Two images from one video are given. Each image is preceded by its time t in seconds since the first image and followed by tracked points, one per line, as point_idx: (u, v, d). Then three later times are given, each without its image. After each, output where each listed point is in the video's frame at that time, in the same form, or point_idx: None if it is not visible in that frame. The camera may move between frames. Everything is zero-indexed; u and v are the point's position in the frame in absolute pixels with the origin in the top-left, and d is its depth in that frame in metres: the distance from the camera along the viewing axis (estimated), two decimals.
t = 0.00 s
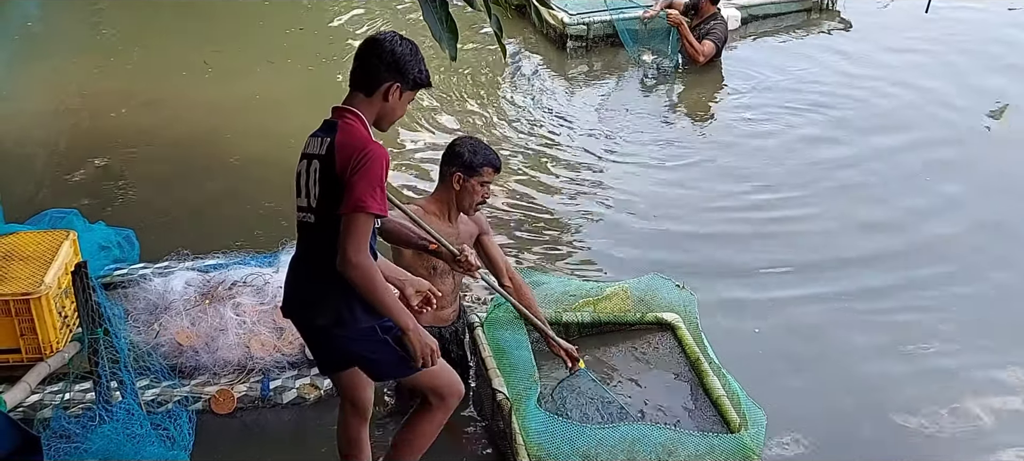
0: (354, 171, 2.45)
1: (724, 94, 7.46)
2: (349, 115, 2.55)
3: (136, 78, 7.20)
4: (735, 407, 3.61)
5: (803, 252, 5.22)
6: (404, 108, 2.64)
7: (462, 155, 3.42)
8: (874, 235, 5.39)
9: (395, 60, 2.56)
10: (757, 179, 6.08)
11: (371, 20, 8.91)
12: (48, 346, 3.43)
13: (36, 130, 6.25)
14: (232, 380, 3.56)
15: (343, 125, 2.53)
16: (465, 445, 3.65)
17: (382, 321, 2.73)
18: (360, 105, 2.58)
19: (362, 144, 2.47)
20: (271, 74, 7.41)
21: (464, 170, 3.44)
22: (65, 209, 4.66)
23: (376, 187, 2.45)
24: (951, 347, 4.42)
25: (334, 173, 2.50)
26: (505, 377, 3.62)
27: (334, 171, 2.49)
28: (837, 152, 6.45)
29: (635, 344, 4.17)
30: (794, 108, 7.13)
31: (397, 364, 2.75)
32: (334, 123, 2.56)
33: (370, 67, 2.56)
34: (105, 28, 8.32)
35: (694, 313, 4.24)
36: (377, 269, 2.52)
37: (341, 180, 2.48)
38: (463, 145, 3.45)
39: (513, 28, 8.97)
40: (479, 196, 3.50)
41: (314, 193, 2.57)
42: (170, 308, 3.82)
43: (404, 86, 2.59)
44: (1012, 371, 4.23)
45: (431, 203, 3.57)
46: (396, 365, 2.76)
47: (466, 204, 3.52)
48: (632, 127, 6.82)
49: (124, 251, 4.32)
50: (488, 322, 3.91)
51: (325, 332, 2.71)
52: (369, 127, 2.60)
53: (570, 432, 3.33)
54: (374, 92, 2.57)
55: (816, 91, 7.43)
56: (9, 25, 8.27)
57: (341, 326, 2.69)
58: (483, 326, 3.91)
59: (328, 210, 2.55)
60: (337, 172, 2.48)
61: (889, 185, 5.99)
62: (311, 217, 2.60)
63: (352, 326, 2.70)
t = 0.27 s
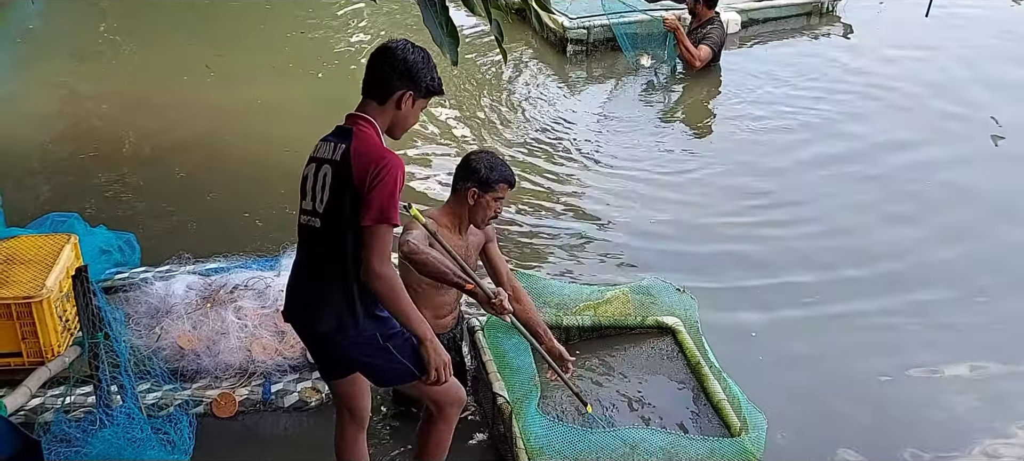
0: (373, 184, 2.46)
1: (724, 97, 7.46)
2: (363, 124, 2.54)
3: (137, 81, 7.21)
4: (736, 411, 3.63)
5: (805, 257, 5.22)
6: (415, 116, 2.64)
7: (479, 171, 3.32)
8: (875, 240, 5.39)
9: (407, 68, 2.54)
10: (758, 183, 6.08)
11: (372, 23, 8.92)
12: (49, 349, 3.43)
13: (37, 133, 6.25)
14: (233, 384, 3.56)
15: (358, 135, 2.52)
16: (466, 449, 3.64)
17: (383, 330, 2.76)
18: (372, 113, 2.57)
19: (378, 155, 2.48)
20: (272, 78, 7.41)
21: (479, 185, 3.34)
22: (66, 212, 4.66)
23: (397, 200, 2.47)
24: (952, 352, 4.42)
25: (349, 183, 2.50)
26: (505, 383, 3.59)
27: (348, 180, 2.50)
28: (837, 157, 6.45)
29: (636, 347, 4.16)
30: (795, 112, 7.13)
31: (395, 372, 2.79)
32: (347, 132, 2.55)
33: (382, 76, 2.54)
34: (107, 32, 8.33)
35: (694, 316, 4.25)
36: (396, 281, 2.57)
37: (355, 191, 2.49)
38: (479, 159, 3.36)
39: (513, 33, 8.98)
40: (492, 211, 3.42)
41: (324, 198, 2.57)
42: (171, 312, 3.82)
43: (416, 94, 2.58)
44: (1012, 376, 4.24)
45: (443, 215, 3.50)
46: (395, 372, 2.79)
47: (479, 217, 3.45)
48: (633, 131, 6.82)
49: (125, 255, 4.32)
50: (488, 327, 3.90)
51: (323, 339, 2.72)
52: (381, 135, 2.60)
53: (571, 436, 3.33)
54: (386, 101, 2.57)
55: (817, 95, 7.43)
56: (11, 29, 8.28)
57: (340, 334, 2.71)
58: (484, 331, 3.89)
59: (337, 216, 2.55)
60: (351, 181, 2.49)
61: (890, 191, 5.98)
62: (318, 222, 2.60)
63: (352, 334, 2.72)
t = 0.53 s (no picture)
0: (411, 207, 2.53)
1: (725, 99, 7.47)
2: (396, 146, 2.58)
3: (138, 83, 7.22)
4: (738, 412, 3.63)
5: (806, 262, 5.23)
6: (447, 139, 2.70)
7: (494, 184, 3.35)
8: (875, 245, 5.40)
9: (441, 95, 2.59)
10: (759, 186, 6.09)
11: (372, 24, 8.93)
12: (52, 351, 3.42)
13: (39, 135, 6.27)
14: (235, 387, 3.55)
15: (391, 155, 2.56)
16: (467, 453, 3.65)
17: (386, 338, 2.75)
18: (404, 135, 2.62)
19: (413, 179, 2.53)
20: (273, 80, 7.42)
21: (493, 198, 3.36)
22: (68, 215, 4.66)
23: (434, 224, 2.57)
24: (953, 357, 4.42)
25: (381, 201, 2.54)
26: (505, 385, 3.59)
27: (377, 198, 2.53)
28: (838, 160, 6.46)
29: (636, 350, 4.14)
30: (796, 114, 7.14)
31: (398, 378, 2.80)
32: (379, 151, 2.57)
33: (416, 101, 2.59)
34: (108, 34, 8.34)
35: (695, 319, 4.25)
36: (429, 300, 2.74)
37: (386, 211, 2.55)
38: (492, 170, 3.38)
39: (513, 35, 9.00)
40: (503, 222, 3.43)
41: (344, 208, 2.58)
42: (174, 315, 3.82)
43: (449, 120, 2.64)
44: (1013, 383, 4.24)
45: (454, 224, 3.49)
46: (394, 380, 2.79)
47: (490, 229, 3.46)
48: (634, 134, 6.83)
49: (127, 258, 4.33)
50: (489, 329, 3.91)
51: (324, 348, 2.71)
52: (410, 156, 2.65)
53: (573, 439, 3.33)
54: (418, 124, 2.61)
55: (818, 97, 7.44)
56: (12, 30, 8.30)
57: (342, 343, 2.69)
58: (484, 333, 3.91)
59: (356, 227, 2.57)
60: (381, 199, 2.53)
61: (891, 195, 5.99)
62: (335, 230, 2.61)
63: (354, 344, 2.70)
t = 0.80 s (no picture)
0: (426, 221, 2.58)
1: (725, 103, 7.48)
2: (417, 163, 2.64)
3: (140, 86, 7.23)
4: (738, 416, 3.64)
5: (806, 264, 5.24)
6: (472, 166, 2.77)
7: (501, 190, 3.35)
8: (875, 248, 5.41)
9: (468, 123, 2.67)
10: (759, 189, 6.10)
11: (373, 28, 8.95)
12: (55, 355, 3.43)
13: (40, 138, 6.28)
14: (238, 390, 3.57)
15: (411, 169, 2.61)
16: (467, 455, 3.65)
17: (379, 344, 2.76)
18: (429, 155, 2.69)
19: (432, 193, 2.57)
20: (274, 83, 7.43)
21: (499, 204, 3.36)
22: (70, 219, 4.67)
23: (448, 239, 2.61)
24: (952, 359, 4.43)
25: (396, 211, 2.56)
26: (506, 389, 3.60)
27: (392, 207, 2.56)
28: (838, 163, 6.47)
29: (637, 353, 4.16)
30: (796, 117, 7.15)
31: (389, 385, 2.82)
32: (402, 165, 2.62)
33: (444, 125, 2.66)
34: (110, 38, 8.36)
35: (695, 323, 4.25)
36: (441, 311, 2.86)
37: (398, 222, 2.57)
38: (499, 177, 3.38)
39: (514, 39, 9.02)
40: (507, 228, 3.45)
41: (355, 213, 2.60)
42: (175, 318, 3.82)
43: (475, 146, 2.72)
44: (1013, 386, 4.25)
45: (458, 229, 3.46)
46: (383, 387, 2.81)
47: (493, 234, 3.47)
48: (634, 137, 6.84)
49: (129, 262, 4.33)
50: (489, 332, 3.92)
51: (318, 349, 2.73)
52: (433, 177, 2.73)
53: (575, 443, 3.34)
54: (445, 150, 2.69)
55: (818, 100, 7.45)
56: (13, 35, 8.31)
57: (335, 347, 2.72)
58: (484, 335, 3.92)
59: (365, 233, 2.59)
60: (396, 209, 2.56)
61: (891, 197, 6.00)
62: (342, 232, 2.62)
63: (346, 348, 2.72)
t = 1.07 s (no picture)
0: (436, 232, 2.59)
1: (726, 108, 7.49)
2: (430, 175, 2.65)
3: (141, 91, 7.24)
4: (739, 421, 3.63)
5: (806, 270, 5.24)
6: (485, 182, 2.79)
7: (501, 196, 3.32)
8: (875, 255, 5.41)
9: (484, 139, 2.67)
10: (759, 195, 6.10)
11: (373, 33, 8.95)
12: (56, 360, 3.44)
13: (42, 143, 6.29)
14: (239, 394, 3.57)
15: (424, 181, 2.61)
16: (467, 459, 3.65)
17: (381, 349, 2.77)
18: (444, 169, 2.70)
19: (444, 204, 2.57)
20: (275, 88, 7.43)
21: (501, 210, 3.34)
22: (71, 224, 4.67)
23: (457, 251, 2.63)
24: (951, 367, 4.43)
25: (407, 221, 2.57)
26: (505, 393, 3.60)
27: (403, 215, 2.57)
28: (837, 169, 6.47)
29: (637, 359, 4.16)
30: (796, 123, 7.15)
31: (390, 390, 2.83)
32: (415, 175, 2.63)
33: (459, 141, 2.67)
34: (111, 41, 8.37)
35: (696, 327, 4.24)
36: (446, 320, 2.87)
37: (408, 230, 2.58)
38: (500, 182, 3.35)
39: (515, 43, 9.02)
40: (510, 233, 3.43)
41: (365, 218, 2.60)
42: (177, 323, 3.83)
43: (489, 163, 2.72)
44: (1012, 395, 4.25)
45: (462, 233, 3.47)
46: (383, 392, 2.82)
47: (496, 239, 3.45)
48: (634, 142, 6.84)
49: (130, 266, 4.34)
50: (489, 336, 3.93)
51: (320, 352, 2.74)
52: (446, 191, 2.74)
53: (575, 448, 3.34)
54: (460, 166, 2.70)
55: (818, 106, 7.45)
56: (15, 40, 8.32)
57: (337, 351, 2.72)
58: (484, 339, 3.93)
59: (373, 239, 2.59)
60: (407, 218, 2.57)
61: (891, 204, 6.00)
62: (350, 236, 2.62)
63: (348, 352, 2.73)
